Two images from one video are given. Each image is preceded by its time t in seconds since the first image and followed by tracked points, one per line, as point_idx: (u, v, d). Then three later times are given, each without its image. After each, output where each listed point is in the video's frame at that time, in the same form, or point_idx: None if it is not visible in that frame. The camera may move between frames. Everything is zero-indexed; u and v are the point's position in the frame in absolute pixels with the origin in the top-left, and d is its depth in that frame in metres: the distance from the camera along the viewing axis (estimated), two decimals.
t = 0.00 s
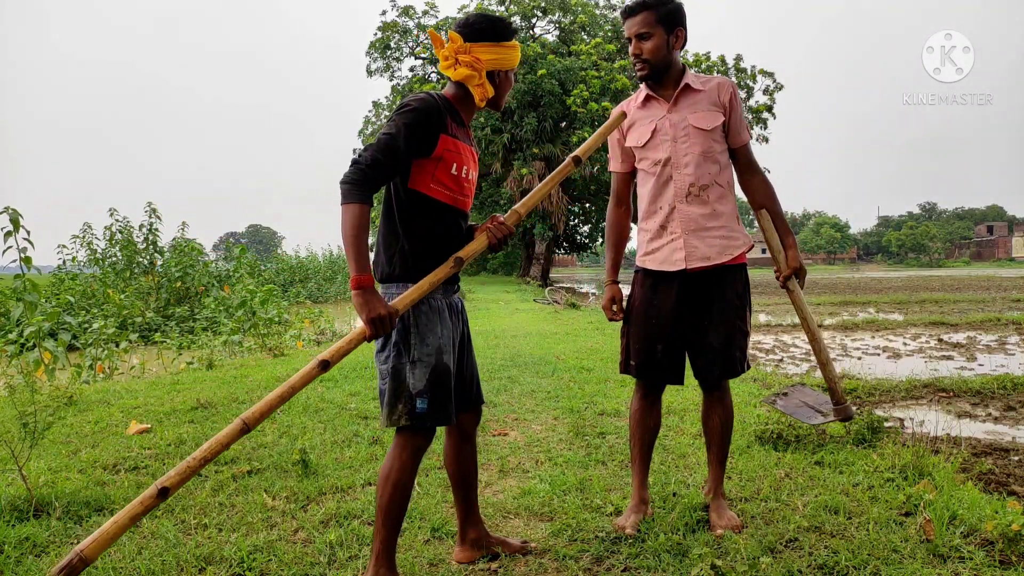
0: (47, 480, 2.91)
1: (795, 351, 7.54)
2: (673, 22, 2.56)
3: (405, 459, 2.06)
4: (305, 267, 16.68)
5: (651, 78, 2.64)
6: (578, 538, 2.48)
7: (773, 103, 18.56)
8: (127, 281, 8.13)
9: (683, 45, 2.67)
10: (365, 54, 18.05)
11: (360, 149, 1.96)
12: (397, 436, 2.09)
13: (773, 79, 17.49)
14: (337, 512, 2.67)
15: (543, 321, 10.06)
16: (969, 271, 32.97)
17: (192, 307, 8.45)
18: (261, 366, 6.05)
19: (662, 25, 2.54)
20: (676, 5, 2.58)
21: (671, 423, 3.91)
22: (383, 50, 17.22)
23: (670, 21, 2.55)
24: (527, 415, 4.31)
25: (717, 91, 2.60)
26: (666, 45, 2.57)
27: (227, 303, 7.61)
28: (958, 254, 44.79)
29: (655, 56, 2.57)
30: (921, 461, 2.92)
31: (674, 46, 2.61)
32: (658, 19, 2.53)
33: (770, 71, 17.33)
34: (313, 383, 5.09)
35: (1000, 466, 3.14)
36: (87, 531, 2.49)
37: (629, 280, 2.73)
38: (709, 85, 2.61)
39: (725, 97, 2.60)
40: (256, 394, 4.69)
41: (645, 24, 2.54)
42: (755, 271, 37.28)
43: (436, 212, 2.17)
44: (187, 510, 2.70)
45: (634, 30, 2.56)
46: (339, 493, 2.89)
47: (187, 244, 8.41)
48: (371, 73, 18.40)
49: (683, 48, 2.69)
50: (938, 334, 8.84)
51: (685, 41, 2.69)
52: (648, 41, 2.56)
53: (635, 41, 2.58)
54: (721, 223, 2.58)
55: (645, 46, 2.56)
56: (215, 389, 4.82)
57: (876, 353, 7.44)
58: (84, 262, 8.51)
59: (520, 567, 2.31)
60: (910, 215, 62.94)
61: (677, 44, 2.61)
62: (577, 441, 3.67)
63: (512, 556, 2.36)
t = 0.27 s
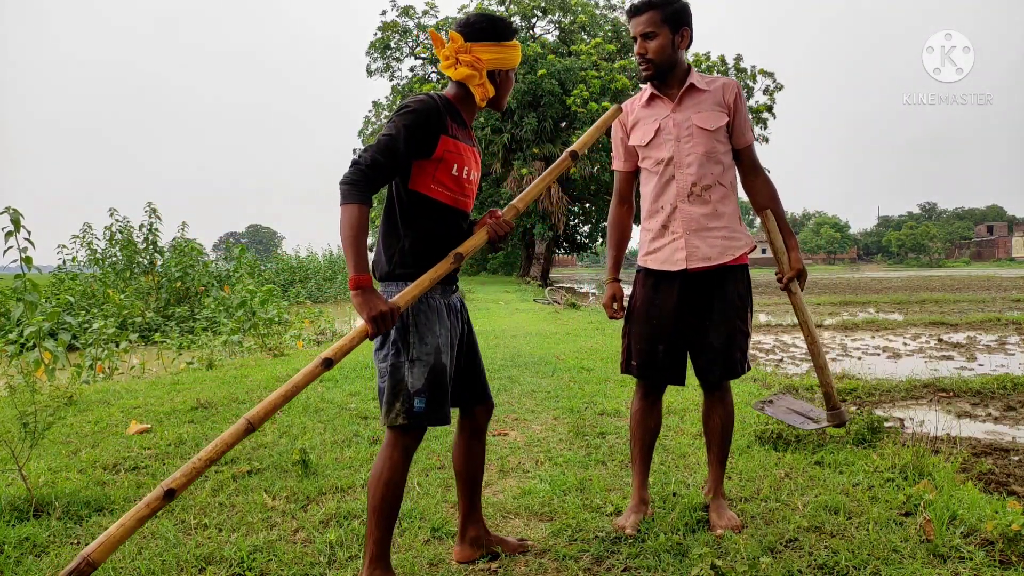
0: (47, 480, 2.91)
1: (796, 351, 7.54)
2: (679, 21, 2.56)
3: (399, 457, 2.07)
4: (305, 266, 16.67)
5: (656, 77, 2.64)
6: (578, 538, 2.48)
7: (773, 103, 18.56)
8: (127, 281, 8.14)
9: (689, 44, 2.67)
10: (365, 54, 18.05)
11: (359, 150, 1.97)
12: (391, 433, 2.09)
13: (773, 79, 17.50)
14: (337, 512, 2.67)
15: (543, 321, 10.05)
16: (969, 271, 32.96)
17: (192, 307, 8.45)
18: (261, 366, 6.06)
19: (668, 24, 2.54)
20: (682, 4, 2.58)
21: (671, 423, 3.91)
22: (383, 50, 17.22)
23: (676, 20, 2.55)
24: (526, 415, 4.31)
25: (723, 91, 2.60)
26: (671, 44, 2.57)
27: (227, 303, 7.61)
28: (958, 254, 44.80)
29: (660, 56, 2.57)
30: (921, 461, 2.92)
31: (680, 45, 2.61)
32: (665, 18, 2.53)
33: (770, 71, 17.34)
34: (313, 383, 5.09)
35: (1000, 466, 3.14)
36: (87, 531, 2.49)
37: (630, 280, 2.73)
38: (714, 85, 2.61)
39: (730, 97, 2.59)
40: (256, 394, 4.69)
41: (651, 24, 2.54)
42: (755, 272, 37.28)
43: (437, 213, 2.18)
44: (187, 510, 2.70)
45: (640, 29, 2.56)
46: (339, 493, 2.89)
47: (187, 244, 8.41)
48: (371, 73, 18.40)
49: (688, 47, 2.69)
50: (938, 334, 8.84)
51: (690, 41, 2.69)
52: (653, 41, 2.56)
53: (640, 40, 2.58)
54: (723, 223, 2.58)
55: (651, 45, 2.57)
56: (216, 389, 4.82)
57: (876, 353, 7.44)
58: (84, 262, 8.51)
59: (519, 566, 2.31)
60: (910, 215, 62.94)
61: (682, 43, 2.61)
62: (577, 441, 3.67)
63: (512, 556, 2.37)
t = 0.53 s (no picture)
0: (47, 481, 2.91)
1: (796, 351, 7.54)
2: (685, 19, 2.56)
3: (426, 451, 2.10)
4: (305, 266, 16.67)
5: (661, 73, 2.64)
6: (578, 538, 2.48)
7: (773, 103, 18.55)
8: (127, 281, 8.14)
9: (696, 43, 2.67)
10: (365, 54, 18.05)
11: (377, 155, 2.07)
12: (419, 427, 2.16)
13: (773, 79, 17.49)
14: (337, 512, 2.67)
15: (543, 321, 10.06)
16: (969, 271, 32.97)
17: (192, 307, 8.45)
18: (261, 366, 6.06)
19: (675, 21, 2.54)
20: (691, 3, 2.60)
21: (671, 423, 3.91)
22: (383, 50, 17.22)
23: (682, 17, 2.55)
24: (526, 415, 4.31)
25: (728, 90, 2.59)
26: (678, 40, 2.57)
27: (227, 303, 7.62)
28: (958, 254, 44.80)
29: (666, 52, 2.58)
30: (921, 461, 2.92)
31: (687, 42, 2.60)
32: (673, 15, 2.54)
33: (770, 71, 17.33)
34: (313, 383, 5.10)
35: (1000, 466, 3.14)
36: (87, 531, 2.49)
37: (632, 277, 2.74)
38: (719, 84, 2.60)
39: (735, 97, 2.58)
40: (257, 394, 4.69)
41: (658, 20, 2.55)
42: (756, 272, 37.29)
43: (471, 216, 2.23)
44: (187, 510, 2.70)
45: (647, 26, 2.57)
46: (339, 493, 2.89)
47: (187, 244, 8.42)
48: (371, 73, 18.39)
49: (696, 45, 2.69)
50: (938, 334, 8.84)
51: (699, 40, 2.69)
52: (660, 37, 2.56)
53: (647, 36, 2.59)
54: (725, 223, 2.57)
55: (657, 41, 2.57)
56: (215, 389, 4.82)
57: (876, 353, 7.44)
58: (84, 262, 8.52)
59: (520, 567, 2.31)
60: (910, 215, 62.96)
61: (689, 41, 2.61)
62: (578, 441, 3.67)
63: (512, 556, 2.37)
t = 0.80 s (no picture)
0: (47, 481, 2.91)
1: (795, 351, 7.54)
2: (686, 21, 2.58)
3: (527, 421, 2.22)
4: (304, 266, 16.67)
5: (667, 75, 2.68)
6: (578, 538, 2.48)
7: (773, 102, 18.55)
8: (127, 281, 8.14)
9: (700, 42, 2.69)
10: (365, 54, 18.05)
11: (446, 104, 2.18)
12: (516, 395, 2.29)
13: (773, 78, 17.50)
14: (338, 512, 2.67)
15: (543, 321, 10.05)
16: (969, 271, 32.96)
17: (193, 307, 8.44)
18: (261, 366, 6.06)
19: (676, 25, 2.57)
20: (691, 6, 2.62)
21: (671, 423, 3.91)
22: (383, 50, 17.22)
23: (684, 21, 2.58)
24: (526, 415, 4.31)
25: (726, 81, 2.56)
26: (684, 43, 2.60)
27: (227, 303, 7.62)
28: (958, 254, 44.79)
29: (669, 56, 2.61)
30: (921, 461, 2.91)
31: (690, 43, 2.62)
32: (675, 19, 2.57)
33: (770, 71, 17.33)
34: (313, 383, 5.10)
35: (1000, 466, 3.14)
36: (87, 531, 2.49)
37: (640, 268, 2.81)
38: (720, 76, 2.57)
39: (734, 86, 2.54)
40: (256, 394, 4.69)
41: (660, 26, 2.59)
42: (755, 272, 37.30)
43: (551, 189, 2.33)
44: (187, 510, 2.70)
45: (649, 32, 2.61)
46: (339, 493, 2.89)
47: (187, 244, 8.41)
48: (371, 73, 18.39)
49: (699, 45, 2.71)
50: (938, 334, 8.84)
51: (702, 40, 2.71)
52: (663, 42, 2.60)
53: (650, 43, 2.62)
54: (720, 216, 2.56)
55: (661, 45, 2.60)
56: (216, 389, 4.82)
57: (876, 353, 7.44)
58: (83, 262, 8.51)
59: (520, 567, 2.31)
60: (910, 215, 62.96)
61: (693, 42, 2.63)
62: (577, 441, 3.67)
63: (512, 557, 2.37)
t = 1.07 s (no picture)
0: (47, 480, 2.91)
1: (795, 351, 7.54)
2: (693, 53, 2.81)
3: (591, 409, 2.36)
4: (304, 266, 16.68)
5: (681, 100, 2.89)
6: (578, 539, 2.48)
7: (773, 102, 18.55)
8: (127, 281, 8.14)
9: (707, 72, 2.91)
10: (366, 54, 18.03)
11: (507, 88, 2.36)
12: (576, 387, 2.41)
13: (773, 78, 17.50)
14: (338, 512, 2.67)
15: (543, 322, 10.05)
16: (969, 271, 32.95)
17: (192, 307, 8.44)
18: (261, 366, 6.06)
19: (684, 57, 2.81)
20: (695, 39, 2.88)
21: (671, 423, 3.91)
22: (383, 50, 17.22)
23: (691, 52, 2.81)
24: (527, 415, 4.31)
25: (715, 92, 2.54)
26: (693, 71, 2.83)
27: (227, 303, 7.62)
28: (958, 254, 44.79)
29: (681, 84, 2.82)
30: (921, 461, 2.92)
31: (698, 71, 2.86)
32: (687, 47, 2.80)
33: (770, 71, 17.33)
34: (314, 383, 5.10)
35: (1000, 466, 3.14)
36: (87, 531, 2.49)
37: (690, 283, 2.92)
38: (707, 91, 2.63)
39: (721, 94, 2.51)
40: (257, 394, 4.69)
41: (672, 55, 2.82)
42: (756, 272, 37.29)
43: (598, 172, 2.48)
44: (187, 510, 2.70)
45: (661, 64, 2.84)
46: (338, 494, 2.89)
47: (187, 245, 8.41)
48: (371, 73, 18.39)
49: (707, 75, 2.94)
50: (938, 334, 8.83)
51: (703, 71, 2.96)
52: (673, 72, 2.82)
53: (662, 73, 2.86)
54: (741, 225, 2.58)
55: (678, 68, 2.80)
56: (216, 389, 4.83)
57: (876, 353, 7.44)
58: (83, 262, 8.53)
59: (520, 567, 2.31)
60: (910, 215, 62.96)
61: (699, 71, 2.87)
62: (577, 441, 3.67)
63: (511, 557, 2.37)
